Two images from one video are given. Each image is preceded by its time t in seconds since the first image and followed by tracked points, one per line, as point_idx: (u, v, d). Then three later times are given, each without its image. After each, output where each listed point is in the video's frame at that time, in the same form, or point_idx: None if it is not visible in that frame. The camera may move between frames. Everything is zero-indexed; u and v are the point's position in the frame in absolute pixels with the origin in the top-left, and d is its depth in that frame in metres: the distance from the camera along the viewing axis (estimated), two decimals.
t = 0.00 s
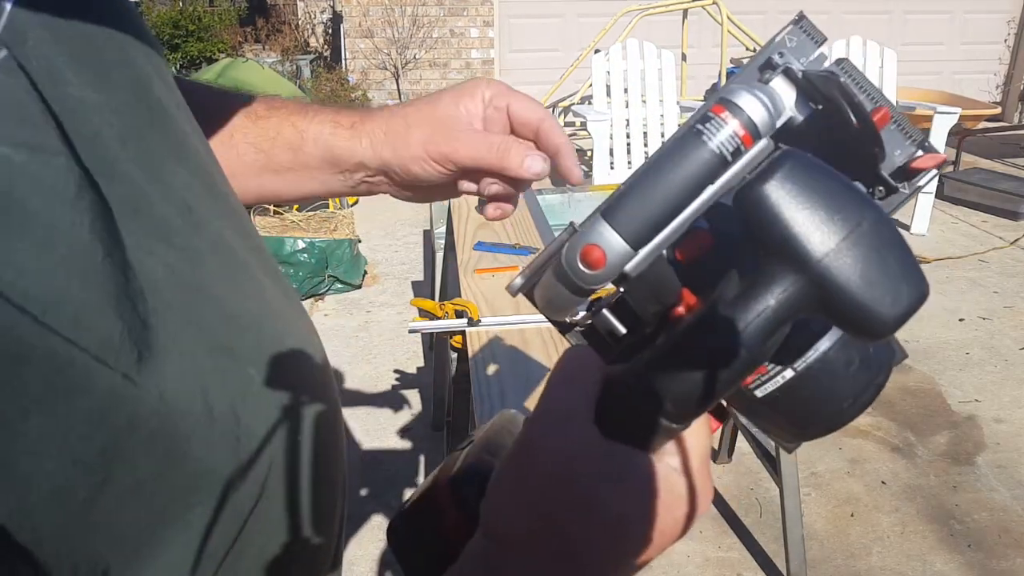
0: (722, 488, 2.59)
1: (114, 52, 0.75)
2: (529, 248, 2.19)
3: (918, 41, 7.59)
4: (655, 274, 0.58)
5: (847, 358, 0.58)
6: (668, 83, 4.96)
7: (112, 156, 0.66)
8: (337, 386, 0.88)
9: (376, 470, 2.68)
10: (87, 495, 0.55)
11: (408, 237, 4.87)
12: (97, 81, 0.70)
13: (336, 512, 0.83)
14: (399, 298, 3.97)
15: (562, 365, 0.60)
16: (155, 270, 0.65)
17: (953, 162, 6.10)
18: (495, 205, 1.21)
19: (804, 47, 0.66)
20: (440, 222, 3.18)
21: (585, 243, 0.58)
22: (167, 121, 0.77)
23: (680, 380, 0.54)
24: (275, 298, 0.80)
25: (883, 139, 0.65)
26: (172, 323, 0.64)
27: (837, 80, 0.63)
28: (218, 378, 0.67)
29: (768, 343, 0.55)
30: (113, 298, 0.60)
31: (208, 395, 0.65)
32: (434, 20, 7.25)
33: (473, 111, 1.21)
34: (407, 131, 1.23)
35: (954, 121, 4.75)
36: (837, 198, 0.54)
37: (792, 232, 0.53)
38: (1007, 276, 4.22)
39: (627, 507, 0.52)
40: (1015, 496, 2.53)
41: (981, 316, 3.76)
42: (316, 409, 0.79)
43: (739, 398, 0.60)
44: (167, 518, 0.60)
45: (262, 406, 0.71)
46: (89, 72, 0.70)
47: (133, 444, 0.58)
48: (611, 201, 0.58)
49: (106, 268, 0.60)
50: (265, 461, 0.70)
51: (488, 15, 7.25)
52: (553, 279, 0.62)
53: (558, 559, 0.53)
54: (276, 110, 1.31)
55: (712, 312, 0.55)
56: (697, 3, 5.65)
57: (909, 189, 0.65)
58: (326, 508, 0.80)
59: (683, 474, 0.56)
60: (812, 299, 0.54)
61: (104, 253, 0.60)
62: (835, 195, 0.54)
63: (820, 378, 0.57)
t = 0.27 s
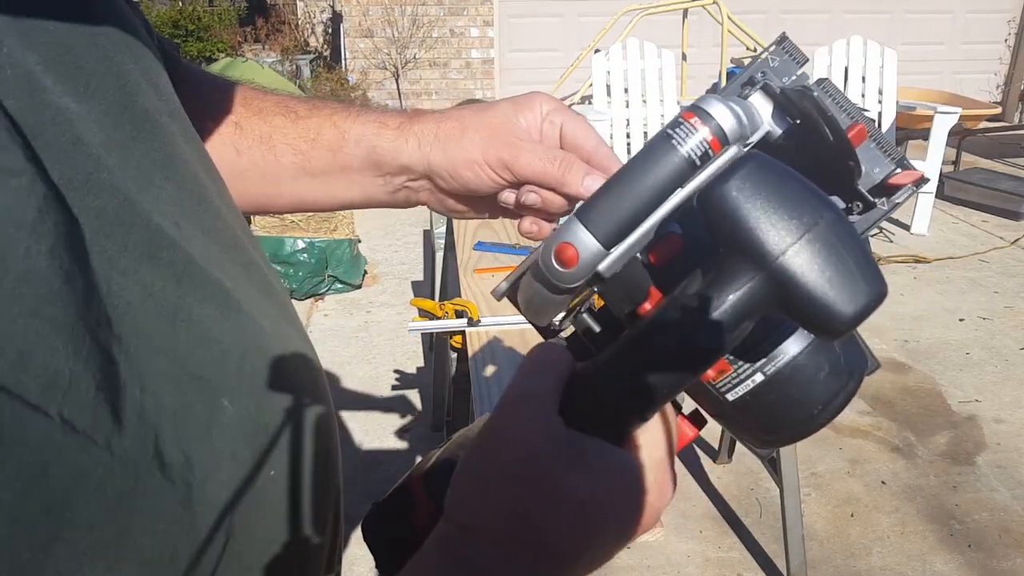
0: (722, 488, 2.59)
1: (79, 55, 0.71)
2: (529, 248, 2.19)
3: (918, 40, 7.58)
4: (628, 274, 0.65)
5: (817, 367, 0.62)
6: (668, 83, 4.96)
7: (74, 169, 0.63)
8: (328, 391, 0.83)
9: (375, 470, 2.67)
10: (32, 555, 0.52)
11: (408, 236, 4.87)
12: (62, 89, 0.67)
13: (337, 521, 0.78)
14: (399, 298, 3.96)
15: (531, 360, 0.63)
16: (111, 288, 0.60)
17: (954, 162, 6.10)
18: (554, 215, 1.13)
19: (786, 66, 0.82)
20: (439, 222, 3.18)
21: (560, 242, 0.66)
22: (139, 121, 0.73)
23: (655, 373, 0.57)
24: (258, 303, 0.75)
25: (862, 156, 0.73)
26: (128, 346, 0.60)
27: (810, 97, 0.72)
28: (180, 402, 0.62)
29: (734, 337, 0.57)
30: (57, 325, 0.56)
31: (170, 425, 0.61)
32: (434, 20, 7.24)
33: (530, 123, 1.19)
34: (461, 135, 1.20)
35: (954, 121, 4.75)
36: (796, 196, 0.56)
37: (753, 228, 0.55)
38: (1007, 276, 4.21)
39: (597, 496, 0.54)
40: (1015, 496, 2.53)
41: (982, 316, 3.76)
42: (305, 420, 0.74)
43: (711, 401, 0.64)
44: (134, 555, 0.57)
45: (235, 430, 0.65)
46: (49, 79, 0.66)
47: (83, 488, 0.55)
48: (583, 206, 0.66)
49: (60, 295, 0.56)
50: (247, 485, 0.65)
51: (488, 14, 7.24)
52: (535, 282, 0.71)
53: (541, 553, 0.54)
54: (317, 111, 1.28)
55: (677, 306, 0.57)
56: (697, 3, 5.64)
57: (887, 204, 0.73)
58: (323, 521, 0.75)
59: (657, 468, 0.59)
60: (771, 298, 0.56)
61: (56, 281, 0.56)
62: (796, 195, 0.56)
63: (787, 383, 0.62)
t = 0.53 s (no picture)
0: (722, 488, 2.59)
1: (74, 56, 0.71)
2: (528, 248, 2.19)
3: (918, 41, 7.59)
4: (625, 279, 0.66)
5: (822, 360, 0.61)
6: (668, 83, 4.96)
7: (68, 166, 0.62)
8: (326, 390, 0.83)
9: (375, 469, 2.68)
10: (20, 554, 0.50)
11: (408, 237, 4.87)
12: (55, 88, 0.66)
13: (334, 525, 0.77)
14: (399, 298, 3.97)
15: (526, 361, 0.62)
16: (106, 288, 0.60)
17: (953, 162, 6.10)
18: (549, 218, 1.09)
19: (782, 69, 0.83)
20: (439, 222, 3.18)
21: (555, 248, 0.69)
22: (134, 123, 0.73)
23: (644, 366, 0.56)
24: (254, 306, 0.74)
25: (858, 151, 0.74)
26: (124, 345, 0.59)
27: (798, 96, 0.72)
28: (174, 404, 0.61)
29: (722, 327, 0.57)
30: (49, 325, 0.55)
31: (167, 424, 0.60)
32: (434, 20, 7.25)
33: (539, 130, 1.19)
34: (471, 120, 1.20)
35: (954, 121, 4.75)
36: (775, 182, 0.56)
37: (732, 218, 0.55)
38: (1007, 276, 4.22)
39: (595, 491, 0.52)
40: (1015, 496, 2.54)
41: (981, 316, 3.77)
42: (299, 421, 0.73)
43: (718, 401, 0.63)
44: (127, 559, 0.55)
45: (234, 427, 0.65)
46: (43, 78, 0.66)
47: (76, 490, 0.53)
48: (574, 213, 0.68)
49: (50, 294, 0.55)
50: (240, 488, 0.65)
51: (488, 15, 7.25)
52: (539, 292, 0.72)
53: (540, 555, 0.52)
54: (326, 101, 1.30)
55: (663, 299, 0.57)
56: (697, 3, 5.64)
57: (894, 197, 0.72)
58: (320, 524, 0.74)
59: (666, 460, 0.58)
60: (759, 288, 0.56)
61: (45, 280, 0.55)
62: (772, 183, 0.56)
63: (793, 376, 0.61)
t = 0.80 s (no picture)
0: (722, 488, 2.59)
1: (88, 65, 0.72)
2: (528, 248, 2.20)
3: (918, 41, 7.59)
4: (642, 300, 0.70)
5: (838, 394, 0.63)
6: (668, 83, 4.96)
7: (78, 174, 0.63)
8: (330, 387, 0.83)
9: (376, 469, 2.68)
10: (30, 565, 0.51)
11: (408, 237, 4.87)
12: (68, 96, 0.68)
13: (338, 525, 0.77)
14: (399, 298, 3.97)
15: (545, 378, 0.65)
16: (126, 290, 0.60)
17: (954, 162, 6.10)
18: (559, 227, 1.12)
19: (812, 98, 0.79)
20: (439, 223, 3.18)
21: (577, 268, 0.72)
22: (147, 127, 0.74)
23: (660, 390, 0.58)
24: (264, 308, 0.75)
25: (884, 185, 0.75)
26: (141, 347, 0.60)
27: (829, 128, 0.71)
28: (187, 405, 0.62)
29: (745, 358, 0.59)
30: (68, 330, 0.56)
31: (183, 425, 0.61)
32: (434, 21, 7.24)
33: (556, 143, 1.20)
34: (485, 127, 1.21)
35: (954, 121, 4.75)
36: (800, 217, 0.57)
37: (755, 249, 0.57)
38: (1007, 276, 4.22)
39: (600, 511, 0.54)
40: (1015, 496, 2.54)
41: (981, 316, 3.77)
42: (303, 421, 0.73)
43: (734, 431, 0.65)
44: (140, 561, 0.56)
45: (248, 431, 0.66)
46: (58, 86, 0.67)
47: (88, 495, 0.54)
48: (598, 235, 0.71)
49: (62, 299, 0.56)
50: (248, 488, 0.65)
51: (488, 15, 7.25)
52: (559, 308, 0.75)
53: (553, 574, 0.53)
54: (342, 106, 1.30)
55: (683, 324, 0.59)
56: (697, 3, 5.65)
57: (916, 234, 0.73)
58: (323, 525, 0.74)
59: (668, 490, 0.59)
60: (780, 322, 0.57)
61: (62, 285, 0.57)
62: (798, 218, 0.57)
63: (807, 409, 0.63)
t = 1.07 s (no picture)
0: (722, 488, 2.59)
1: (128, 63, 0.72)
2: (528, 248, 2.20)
3: (918, 41, 7.58)
4: (650, 322, 0.69)
5: (840, 426, 0.61)
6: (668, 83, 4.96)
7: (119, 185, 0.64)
8: (345, 380, 0.86)
9: (375, 469, 2.68)
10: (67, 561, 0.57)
11: (408, 237, 4.87)
12: (115, 101, 0.68)
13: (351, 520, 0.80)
14: (399, 298, 3.97)
15: (557, 396, 0.65)
16: (155, 308, 0.63)
17: (954, 162, 6.10)
18: (567, 239, 1.13)
19: (823, 124, 0.76)
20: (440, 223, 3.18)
21: (588, 288, 0.68)
22: (185, 130, 0.74)
23: (664, 419, 0.58)
24: (290, 311, 0.77)
25: (889, 216, 0.72)
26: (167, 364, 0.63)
27: (842, 158, 0.70)
28: (209, 419, 0.65)
29: (755, 393, 0.58)
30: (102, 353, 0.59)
31: (205, 438, 0.64)
32: (434, 20, 7.24)
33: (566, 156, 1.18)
34: (494, 139, 1.21)
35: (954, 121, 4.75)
36: (815, 254, 0.57)
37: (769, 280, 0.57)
38: (1007, 276, 4.22)
39: (602, 534, 0.56)
40: (1015, 496, 2.54)
41: (981, 316, 3.76)
42: (322, 422, 0.76)
43: (732, 456, 0.65)
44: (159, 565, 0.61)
45: (265, 442, 0.69)
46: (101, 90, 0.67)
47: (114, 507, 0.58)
48: (609, 255, 0.68)
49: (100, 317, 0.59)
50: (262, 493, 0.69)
51: (487, 15, 7.25)
52: (563, 323, 0.73)
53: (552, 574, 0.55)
54: (361, 119, 1.29)
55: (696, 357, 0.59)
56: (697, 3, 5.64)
57: (916, 265, 0.70)
58: (335, 519, 0.77)
59: (666, 516, 0.60)
60: (793, 359, 0.57)
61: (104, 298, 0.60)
62: (818, 258, 0.57)
63: (808, 440, 0.61)
